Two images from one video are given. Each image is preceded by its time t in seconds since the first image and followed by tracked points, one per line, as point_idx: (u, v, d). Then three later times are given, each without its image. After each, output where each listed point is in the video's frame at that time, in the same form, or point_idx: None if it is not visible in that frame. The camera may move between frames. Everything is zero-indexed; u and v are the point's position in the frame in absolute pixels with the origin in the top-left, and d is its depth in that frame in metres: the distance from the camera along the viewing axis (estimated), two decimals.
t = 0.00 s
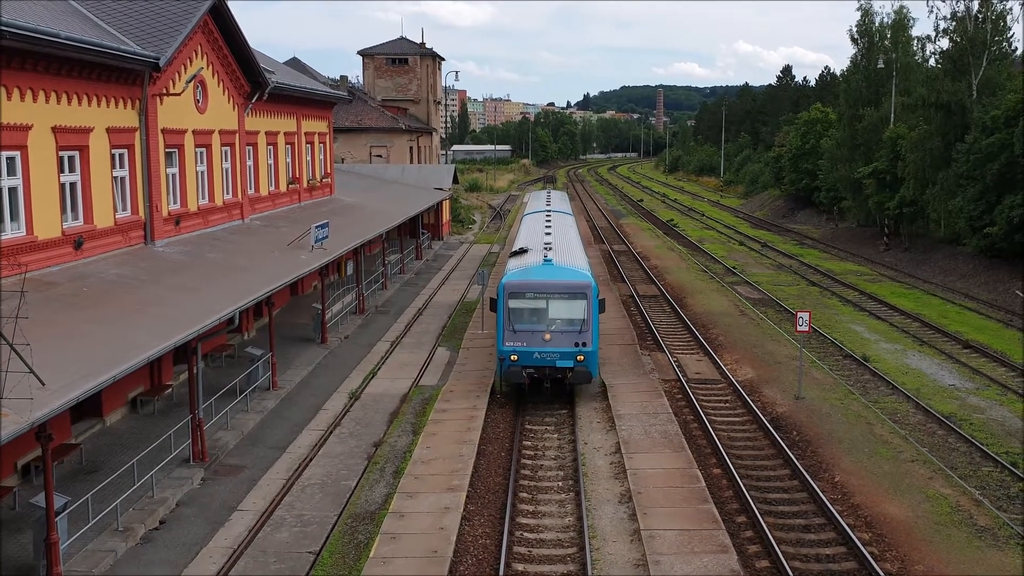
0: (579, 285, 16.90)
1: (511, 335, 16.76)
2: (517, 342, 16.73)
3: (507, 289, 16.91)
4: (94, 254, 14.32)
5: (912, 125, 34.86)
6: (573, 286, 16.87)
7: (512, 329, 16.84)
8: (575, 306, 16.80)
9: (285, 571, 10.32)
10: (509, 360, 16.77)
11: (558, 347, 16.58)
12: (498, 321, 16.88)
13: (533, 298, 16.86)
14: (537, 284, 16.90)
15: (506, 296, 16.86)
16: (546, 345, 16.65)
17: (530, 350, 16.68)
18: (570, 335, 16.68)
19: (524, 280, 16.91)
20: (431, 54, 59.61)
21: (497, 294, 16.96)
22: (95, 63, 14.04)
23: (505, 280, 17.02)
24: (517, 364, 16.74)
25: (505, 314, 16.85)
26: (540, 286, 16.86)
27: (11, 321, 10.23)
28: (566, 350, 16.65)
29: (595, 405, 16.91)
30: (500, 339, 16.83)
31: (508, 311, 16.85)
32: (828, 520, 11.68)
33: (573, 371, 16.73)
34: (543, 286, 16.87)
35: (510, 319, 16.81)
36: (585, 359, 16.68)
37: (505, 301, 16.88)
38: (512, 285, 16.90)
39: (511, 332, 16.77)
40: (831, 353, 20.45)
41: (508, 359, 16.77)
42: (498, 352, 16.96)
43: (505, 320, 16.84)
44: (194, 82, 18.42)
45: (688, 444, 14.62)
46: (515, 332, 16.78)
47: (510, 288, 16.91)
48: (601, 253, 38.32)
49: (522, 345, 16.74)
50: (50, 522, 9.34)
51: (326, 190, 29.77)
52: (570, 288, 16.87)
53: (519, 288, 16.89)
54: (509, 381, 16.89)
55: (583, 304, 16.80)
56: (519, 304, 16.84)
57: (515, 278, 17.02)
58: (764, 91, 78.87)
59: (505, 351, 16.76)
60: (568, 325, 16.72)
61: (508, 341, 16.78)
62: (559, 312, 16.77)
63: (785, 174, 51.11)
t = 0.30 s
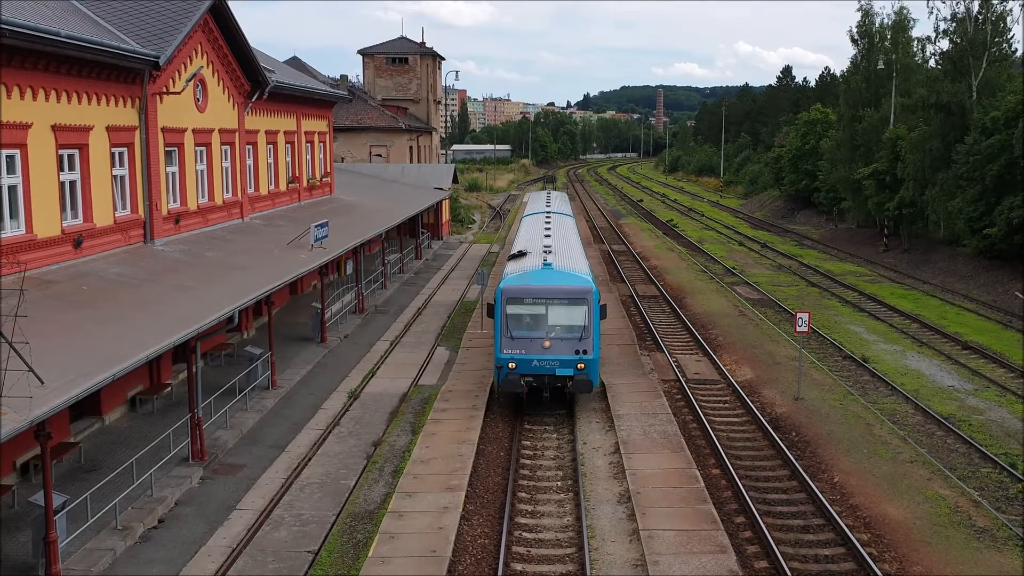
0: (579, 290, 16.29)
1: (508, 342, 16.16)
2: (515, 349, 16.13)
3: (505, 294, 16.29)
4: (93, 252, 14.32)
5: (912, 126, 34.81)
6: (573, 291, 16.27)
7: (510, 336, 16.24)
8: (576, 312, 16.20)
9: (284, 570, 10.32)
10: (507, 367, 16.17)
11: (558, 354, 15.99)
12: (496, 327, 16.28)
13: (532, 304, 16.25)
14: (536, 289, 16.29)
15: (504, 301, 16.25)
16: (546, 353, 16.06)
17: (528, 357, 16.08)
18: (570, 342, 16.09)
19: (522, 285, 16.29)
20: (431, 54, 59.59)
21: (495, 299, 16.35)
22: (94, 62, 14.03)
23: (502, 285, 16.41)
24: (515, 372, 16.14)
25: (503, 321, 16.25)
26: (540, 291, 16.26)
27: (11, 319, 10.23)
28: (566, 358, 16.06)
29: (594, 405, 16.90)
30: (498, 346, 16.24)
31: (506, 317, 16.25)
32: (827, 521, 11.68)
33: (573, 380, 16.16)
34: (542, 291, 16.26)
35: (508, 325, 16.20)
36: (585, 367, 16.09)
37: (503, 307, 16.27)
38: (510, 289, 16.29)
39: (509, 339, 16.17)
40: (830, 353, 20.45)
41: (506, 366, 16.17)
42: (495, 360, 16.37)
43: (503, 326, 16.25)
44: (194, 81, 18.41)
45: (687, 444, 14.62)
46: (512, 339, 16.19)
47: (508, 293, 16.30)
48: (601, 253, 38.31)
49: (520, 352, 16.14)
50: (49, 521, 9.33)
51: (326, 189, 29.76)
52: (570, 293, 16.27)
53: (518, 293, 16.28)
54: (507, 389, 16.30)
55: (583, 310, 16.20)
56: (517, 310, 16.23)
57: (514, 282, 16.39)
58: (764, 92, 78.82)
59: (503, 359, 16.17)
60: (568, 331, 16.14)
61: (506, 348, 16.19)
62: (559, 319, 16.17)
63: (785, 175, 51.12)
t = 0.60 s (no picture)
0: (580, 294, 15.59)
1: (505, 348, 15.46)
2: (512, 355, 15.43)
3: (502, 298, 15.65)
4: (93, 249, 14.32)
5: (912, 124, 34.80)
6: (573, 295, 15.58)
7: (507, 342, 15.55)
8: (576, 317, 15.50)
9: (284, 567, 10.33)
10: (504, 375, 15.46)
11: (557, 361, 15.27)
12: (492, 333, 15.60)
13: (531, 309, 15.58)
14: (535, 293, 15.62)
15: (501, 306, 15.60)
16: (545, 359, 15.34)
17: (526, 364, 15.37)
18: (570, 348, 15.37)
19: (520, 288, 15.64)
20: (430, 51, 59.57)
21: (492, 304, 15.70)
22: (94, 58, 14.02)
23: (499, 289, 15.76)
24: (513, 379, 15.42)
25: (500, 326, 15.57)
26: (538, 295, 15.59)
27: (10, 316, 10.23)
28: (566, 364, 15.33)
29: (594, 403, 16.92)
30: (494, 353, 15.55)
31: (504, 322, 15.57)
32: (826, 518, 11.69)
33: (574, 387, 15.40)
34: (540, 295, 15.58)
35: (506, 331, 15.53)
36: (586, 374, 15.36)
37: (500, 312, 15.61)
38: (507, 293, 15.65)
39: (506, 345, 15.48)
40: (829, 351, 20.46)
41: (503, 373, 15.46)
42: (492, 367, 15.67)
43: (500, 332, 15.57)
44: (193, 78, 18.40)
45: (686, 442, 14.63)
46: (510, 345, 15.49)
47: (505, 297, 15.65)
48: (600, 251, 38.34)
49: (518, 359, 15.43)
50: (49, 518, 9.33)
51: (325, 187, 29.75)
52: (570, 297, 15.58)
53: (515, 297, 15.62)
54: (504, 398, 15.55)
55: (584, 314, 15.49)
56: (515, 315, 15.57)
57: (511, 286, 15.75)
58: (764, 90, 78.79)
59: (500, 366, 15.46)
60: (568, 337, 15.43)
61: (502, 354, 15.49)
62: (558, 323, 15.48)
63: (784, 173, 51.12)
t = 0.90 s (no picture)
0: (581, 286, 14.87)
1: (504, 343, 14.74)
2: (511, 351, 14.72)
3: (501, 291, 14.91)
4: (93, 235, 14.31)
5: (914, 110, 34.68)
6: (575, 287, 14.85)
7: (505, 337, 14.83)
8: (577, 311, 14.80)
9: (285, 552, 10.38)
10: (502, 371, 14.76)
11: (558, 357, 14.59)
12: (489, 327, 14.87)
13: (530, 302, 14.84)
14: (535, 286, 14.89)
15: (499, 299, 14.87)
16: (545, 355, 14.64)
17: (526, 360, 14.67)
18: (570, 343, 14.69)
19: (519, 281, 14.89)
20: (431, 36, 59.30)
21: (489, 297, 14.95)
22: (93, 43, 13.97)
23: (498, 281, 15.01)
24: (511, 376, 14.72)
25: (498, 320, 14.82)
26: (537, 288, 14.85)
27: (11, 302, 10.23)
28: (567, 360, 14.65)
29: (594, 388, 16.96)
30: (492, 348, 14.84)
31: (502, 316, 14.82)
32: (826, 504, 11.74)
33: (575, 385, 14.74)
34: (540, 288, 14.85)
35: (504, 325, 14.78)
36: (588, 371, 14.69)
37: (498, 306, 14.87)
38: (506, 286, 14.91)
39: (505, 340, 14.75)
40: (829, 337, 20.49)
41: (502, 370, 14.76)
42: (490, 363, 14.96)
43: (498, 326, 14.82)
44: (193, 63, 18.34)
45: (686, 428, 14.67)
46: (508, 340, 14.76)
47: (503, 290, 14.92)
48: (601, 237, 38.33)
49: (517, 355, 14.73)
50: (52, 502, 9.36)
51: (325, 173, 29.70)
52: (572, 290, 14.85)
53: (514, 290, 14.87)
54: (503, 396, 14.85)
55: (586, 308, 14.80)
56: (514, 309, 14.84)
57: (510, 278, 14.99)
58: (765, 75, 78.44)
59: (498, 362, 14.75)
60: (569, 332, 14.73)
61: (501, 350, 14.77)
62: (559, 318, 14.76)
63: (785, 158, 51.03)
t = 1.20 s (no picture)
0: (583, 287, 14.14)
1: (502, 347, 14.02)
2: (509, 356, 14.00)
3: (498, 293, 14.13)
4: (93, 228, 14.31)
5: (914, 103, 34.60)
6: (576, 289, 14.11)
7: (503, 341, 14.10)
8: (579, 314, 14.09)
9: (286, 545, 10.41)
10: (500, 377, 14.05)
11: (558, 362, 13.89)
12: (486, 330, 14.14)
13: (529, 304, 14.11)
14: (534, 287, 14.13)
15: (497, 301, 14.10)
16: (545, 360, 13.95)
17: (524, 365, 13.96)
18: (572, 347, 13.98)
19: (517, 282, 14.13)
20: (431, 29, 59.17)
21: (486, 298, 14.20)
22: (93, 36, 13.95)
23: (495, 282, 14.21)
24: (510, 381, 14.02)
25: (496, 323, 14.09)
26: (537, 290, 14.11)
27: (12, 295, 10.24)
28: (568, 365, 13.95)
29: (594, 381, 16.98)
30: (489, 353, 14.12)
31: (499, 319, 14.09)
32: (825, 497, 11.76)
33: (576, 390, 14.04)
34: (540, 289, 14.10)
35: (502, 329, 14.06)
36: (590, 376, 13.99)
37: (495, 308, 14.12)
38: (504, 287, 14.12)
39: (502, 344, 14.03)
40: (829, 331, 20.50)
41: (499, 376, 14.05)
42: (487, 368, 14.25)
43: (495, 329, 14.10)
44: (193, 56, 18.31)
45: (687, 421, 14.68)
46: (506, 344, 14.04)
47: (500, 291, 14.14)
48: (601, 230, 38.31)
49: (516, 360, 14.01)
50: (53, 495, 9.38)
51: (325, 166, 29.66)
52: (573, 291, 14.11)
53: (512, 291, 14.12)
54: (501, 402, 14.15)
55: (588, 310, 14.09)
56: (512, 311, 14.10)
57: (508, 279, 14.22)
58: (765, 68, 78.29)
59: (496, 367, 14.03)
60: (571, 335, 14.01)
61: (499, 354, 14.05)
62: (559, 321, 14.05)
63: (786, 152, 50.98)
